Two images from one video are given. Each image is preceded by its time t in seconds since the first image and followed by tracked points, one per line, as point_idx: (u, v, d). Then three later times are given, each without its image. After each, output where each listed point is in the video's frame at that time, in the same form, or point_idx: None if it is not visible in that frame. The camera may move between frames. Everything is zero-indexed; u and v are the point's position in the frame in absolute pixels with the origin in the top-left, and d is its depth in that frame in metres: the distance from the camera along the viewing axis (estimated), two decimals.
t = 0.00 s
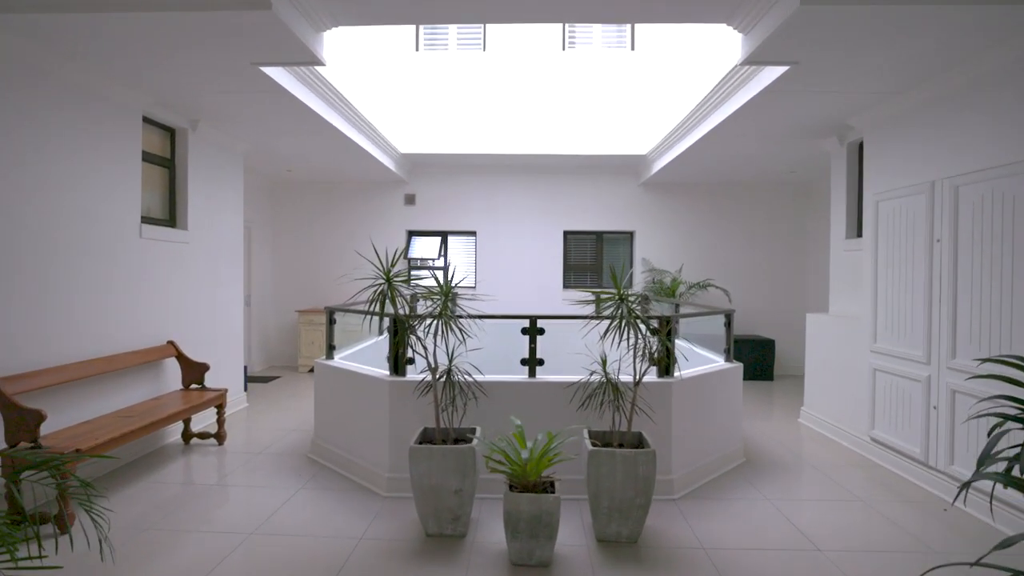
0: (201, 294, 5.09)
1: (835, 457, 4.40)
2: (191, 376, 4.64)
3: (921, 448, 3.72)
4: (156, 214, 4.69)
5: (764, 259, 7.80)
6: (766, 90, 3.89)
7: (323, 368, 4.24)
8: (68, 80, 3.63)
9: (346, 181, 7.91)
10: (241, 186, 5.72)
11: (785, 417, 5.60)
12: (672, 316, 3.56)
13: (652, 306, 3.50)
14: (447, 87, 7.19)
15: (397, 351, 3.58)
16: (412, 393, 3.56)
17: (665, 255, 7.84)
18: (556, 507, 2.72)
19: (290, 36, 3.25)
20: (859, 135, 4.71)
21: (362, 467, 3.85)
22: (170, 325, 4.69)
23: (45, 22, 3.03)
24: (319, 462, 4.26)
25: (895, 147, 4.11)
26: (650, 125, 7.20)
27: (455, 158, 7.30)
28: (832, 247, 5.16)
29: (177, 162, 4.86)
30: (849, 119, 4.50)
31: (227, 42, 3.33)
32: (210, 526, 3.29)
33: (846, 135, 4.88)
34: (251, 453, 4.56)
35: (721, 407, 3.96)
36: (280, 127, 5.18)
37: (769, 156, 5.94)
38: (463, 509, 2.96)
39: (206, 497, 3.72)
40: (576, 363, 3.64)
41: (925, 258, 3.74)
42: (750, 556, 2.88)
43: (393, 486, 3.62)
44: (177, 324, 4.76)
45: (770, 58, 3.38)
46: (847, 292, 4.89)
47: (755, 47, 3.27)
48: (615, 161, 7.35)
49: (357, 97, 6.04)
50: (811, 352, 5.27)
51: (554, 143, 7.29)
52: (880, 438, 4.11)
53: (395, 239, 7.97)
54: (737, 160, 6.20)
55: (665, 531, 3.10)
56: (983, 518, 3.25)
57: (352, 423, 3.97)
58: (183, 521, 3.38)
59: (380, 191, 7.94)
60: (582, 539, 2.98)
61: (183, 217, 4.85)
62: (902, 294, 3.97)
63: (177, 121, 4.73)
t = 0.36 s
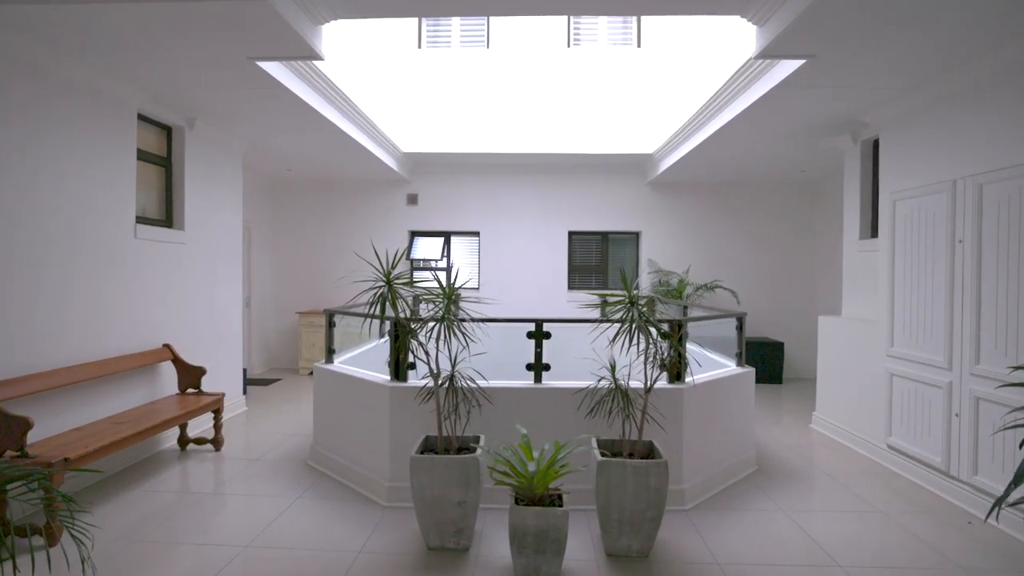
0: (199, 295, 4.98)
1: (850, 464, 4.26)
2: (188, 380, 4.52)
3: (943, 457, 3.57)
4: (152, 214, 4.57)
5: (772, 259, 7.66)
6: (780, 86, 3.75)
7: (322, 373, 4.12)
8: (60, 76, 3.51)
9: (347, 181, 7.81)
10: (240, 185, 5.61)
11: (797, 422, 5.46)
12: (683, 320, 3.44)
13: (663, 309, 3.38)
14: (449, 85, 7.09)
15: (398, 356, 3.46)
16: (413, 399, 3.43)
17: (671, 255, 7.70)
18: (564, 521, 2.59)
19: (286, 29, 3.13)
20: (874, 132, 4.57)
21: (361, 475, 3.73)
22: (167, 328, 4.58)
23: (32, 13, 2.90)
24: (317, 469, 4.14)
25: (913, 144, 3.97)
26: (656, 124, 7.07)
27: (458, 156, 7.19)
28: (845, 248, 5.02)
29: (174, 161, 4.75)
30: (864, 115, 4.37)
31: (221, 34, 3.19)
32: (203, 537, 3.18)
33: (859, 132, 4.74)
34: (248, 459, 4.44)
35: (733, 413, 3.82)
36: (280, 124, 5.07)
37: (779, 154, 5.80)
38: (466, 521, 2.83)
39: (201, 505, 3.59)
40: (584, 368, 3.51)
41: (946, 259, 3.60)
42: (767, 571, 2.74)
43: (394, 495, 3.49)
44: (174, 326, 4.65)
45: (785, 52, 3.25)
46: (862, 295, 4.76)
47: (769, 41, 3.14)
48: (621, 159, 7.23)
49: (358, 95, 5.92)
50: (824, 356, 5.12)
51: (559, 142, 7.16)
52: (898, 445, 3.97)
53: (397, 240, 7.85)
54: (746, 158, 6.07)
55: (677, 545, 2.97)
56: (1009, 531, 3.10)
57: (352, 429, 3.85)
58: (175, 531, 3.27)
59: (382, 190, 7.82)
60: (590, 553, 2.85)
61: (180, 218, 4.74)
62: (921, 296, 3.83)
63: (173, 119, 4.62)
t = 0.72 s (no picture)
0: (208, 296, 4.92)
1: (877, 473, 4.07)
2: (195, 381, 4.46)
3: (981, 469, 3.38)
4: (160, 214, 4.52)
5: (792, 259, 7.45)
6: (804, 77, 3.58)
7: (329, 375, 4.04)
8: (67, 74, 3.44)
9: (358, 180, 7.74)
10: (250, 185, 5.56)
11: (819, 427, 5.26)
12: (702, 322, 3.29)
13: (681, 311, 3.24)
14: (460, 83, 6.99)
15: (406, 358, 3.36)
16: (421, 403, 3.33)
17: (687, 255, 7.52)
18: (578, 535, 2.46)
19: (290, 22, 3.03)
20: (904, 126, 4.37)
21: (368, 481, 3.64)
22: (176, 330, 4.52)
23: (35, 9, 2.82)
24: (325, 474, 4.05)
25: (946, 138, 3.77)
26: (672, 120, 6.90)
27: (469, 155, 7.08)
28: (870, 247, 4.82)
29: (183, 161, 4.70)
30: (893, 108, 4.17)
31: (227, 30, 3.10)
32: (206, 545, 3.10)
33: (887, 125, 4.54)
34: (256, 462, 4.38)
35: (754, 420, 3.67)
36: (288, 123, 4.99)
37: (800, 149, 5.61)
38: (475, 532, 2.72)
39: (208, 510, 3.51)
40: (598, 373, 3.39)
41: (984, 259, 3.40)
42: None
43: (401, 502, 3.39)
44: (183, 327, 4.59)
45: (812, 40, 3.08)
46: (890, 296, 4.55)
47: (795, 28, 2.98)
48: (635, 157, 7.08)
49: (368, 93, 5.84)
50: (847, 360, 4.93)
51: (573, 140, 7.02)
52: (931, 456, 3.79)
53: (408, 239, 7.77)
54: (766, 154, 5.88)
55: (697, 559, 2.82)
56: None
57: (359, 434, 3.76)
58: (179, 537, 3.19)
59: (393, 190, 7.75)
60: (605, 568, 2.72)
61: (188, 218, 4.68)
62: (957, 298, 3.63)
63: (182, 118, 4.57)
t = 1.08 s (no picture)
0: (221, 296, 4.91)
1: (910, 483, 3.87)
2: (207, 382, 4.45)
3: None
4: (173, 214, 4.51)
5: (817, 257, 7.21)
6: (831, 67, 3.41)
7: (339, 376, 3.98)
8: (74, 73, 3.41)
9: (373, 179, 7.70)
10: (263, 184, 5.54)
11: (846, 433, 5.05)
12: (723, 324, 3.14)
13: (701, 312, 3.09)
14: (475, 80, 6.93)
15: (414, 361, 3.28)
16: (429, 407, 3.23)
17: (707, 254, 7.33)
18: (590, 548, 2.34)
19: (295, 17, 2.96)
20: (938, 118, 4.16)
21: (378, 485, 3.56)
22: (188, 331, 4.51)
23: (37, 7, 2.78)
24: (335, 477, 3.99)
25: (985, 129, 3.55)
26: (693, 115, 6.72)
27: (484, 153, 6.99)
28: (902, 245, 4.60)
29: (195, 160, 4.68)
30: (927, 99, 3.96)
31: (230, 25, 3.04)
32: (211, 548, 3.05)
33: (919, 117, 4.32)
34: (267, 464, 4.34)
35: (777, 427, 3.50)
36: (301, 122, 4.96)
37: (826, 144, 5.39)
38: (484, 543, 2.61)
39: (215, 513, 3.47)
40: (614, 377, 3.26)
41: None
42: None
43: (410, 508, 3.31)
44: (195, 327, 4.58)
45: (840, 27, 2.91)
46: (923, 297, 4.34)
47: (822, 13, 2.81)
48: (653, 154, 6.91)
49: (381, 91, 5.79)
50: (877, 363, 4.72)
51: (590, 137, 6.87)
52: (968, 467, 3.58)
53: (423, 239, 7.71)
54: (790, 149, 5.68)
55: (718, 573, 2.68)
56: None
57: (368, 436, 3.69)
58: (184, 540, 3.14)
59: (408, 189, 7.70)
60: None
61: (201, 218, 4.67)
62: (998, 300, 3.42)
63: (194, 117, 4.55)
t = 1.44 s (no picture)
0: (233, 294, 4.89)
1: (941, 491, 3.68)
2: (217, 380, 4.43)
3: None
4: (184, 212, 4.50)
5: (842, 255, 6.98)
6: (858, 54, 3.24)
7: (348, 376, 3.92)
8: (82, 70, 3.38)
9: (387, 177, 7.65)
10: (275, 182, 5.51)
11: (872, 438, 4.86)
12: (743, 325, 3.00)
13: (719, 313, 2.96)
14: (488, 76, 6.85)
15: (422, 361, 3.20)
16: (437, 410, 3.15)
17: (726, 252, 7.15)
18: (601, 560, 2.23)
19: (301, 10, 2.88)
20: (973, 108, 3.95)
21: (386, 488, 3.49)
22: (200, 329, 4.50)
23: (40, 2, 2.73)
24: (344, 478, 3.94)
25: None
26: (712, 109, 6.55)
27: (498, 150, 6.91)
28: (933, 242, 4.40)
29: (207, 158, 4.66)
30: (961, 88, 3.77)
31: (235, 19, 2.97)
32: (217, 549, 3.00)
33: (952, 108, 4.12)
34: (277, 463, 4.31)
35: (800, 432, 3.35)
36: (312, 119, 4.92)
37: (852, 136, 5.19)
38: (491, 551, 2.52)
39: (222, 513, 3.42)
40: (628, 380, 3.15)
41: None
42: None
43: (418, 511, 3.23)
44: (206, 326, 4.56)
45: (870, 11, 2.75)
46: (956, 296, 4.14)
47: None
48: (671, 149, 6.75)
49: (393, 88, 5.74)
50: (905, 365, 4.52)
51: (606, 132, 6.71)
52: (1005, 476, 3.39)
53: (437, 237, 7.64)
54: (813, 143, 5.48)
55: None
56: None
57: (377, 438, 3.62)
58: (191, 540, 3.11)
59: (421, 186, 7.64)
60: None
61: (212, 216, 4.65)
62: None
63: (205, 115, 4.53)
